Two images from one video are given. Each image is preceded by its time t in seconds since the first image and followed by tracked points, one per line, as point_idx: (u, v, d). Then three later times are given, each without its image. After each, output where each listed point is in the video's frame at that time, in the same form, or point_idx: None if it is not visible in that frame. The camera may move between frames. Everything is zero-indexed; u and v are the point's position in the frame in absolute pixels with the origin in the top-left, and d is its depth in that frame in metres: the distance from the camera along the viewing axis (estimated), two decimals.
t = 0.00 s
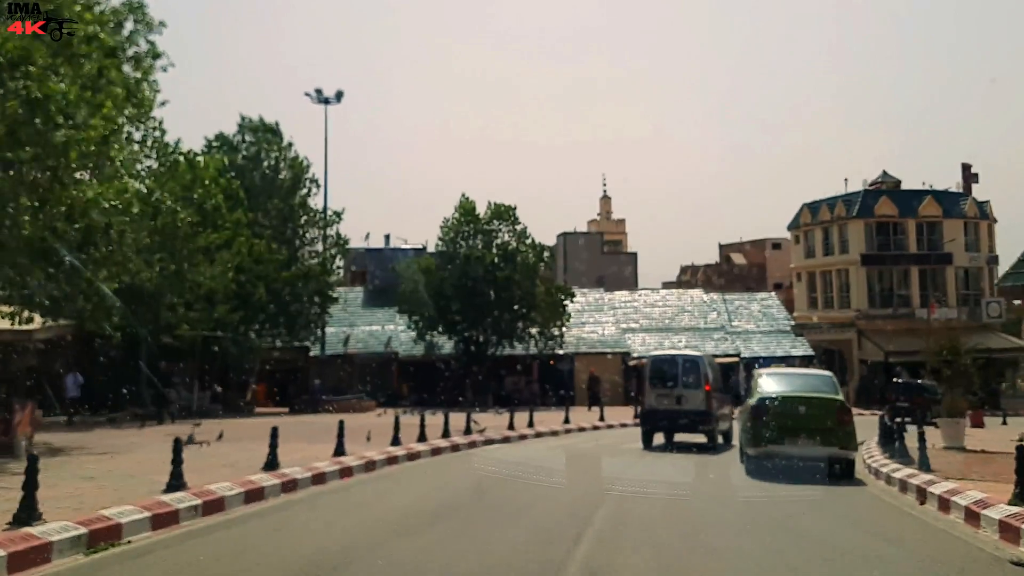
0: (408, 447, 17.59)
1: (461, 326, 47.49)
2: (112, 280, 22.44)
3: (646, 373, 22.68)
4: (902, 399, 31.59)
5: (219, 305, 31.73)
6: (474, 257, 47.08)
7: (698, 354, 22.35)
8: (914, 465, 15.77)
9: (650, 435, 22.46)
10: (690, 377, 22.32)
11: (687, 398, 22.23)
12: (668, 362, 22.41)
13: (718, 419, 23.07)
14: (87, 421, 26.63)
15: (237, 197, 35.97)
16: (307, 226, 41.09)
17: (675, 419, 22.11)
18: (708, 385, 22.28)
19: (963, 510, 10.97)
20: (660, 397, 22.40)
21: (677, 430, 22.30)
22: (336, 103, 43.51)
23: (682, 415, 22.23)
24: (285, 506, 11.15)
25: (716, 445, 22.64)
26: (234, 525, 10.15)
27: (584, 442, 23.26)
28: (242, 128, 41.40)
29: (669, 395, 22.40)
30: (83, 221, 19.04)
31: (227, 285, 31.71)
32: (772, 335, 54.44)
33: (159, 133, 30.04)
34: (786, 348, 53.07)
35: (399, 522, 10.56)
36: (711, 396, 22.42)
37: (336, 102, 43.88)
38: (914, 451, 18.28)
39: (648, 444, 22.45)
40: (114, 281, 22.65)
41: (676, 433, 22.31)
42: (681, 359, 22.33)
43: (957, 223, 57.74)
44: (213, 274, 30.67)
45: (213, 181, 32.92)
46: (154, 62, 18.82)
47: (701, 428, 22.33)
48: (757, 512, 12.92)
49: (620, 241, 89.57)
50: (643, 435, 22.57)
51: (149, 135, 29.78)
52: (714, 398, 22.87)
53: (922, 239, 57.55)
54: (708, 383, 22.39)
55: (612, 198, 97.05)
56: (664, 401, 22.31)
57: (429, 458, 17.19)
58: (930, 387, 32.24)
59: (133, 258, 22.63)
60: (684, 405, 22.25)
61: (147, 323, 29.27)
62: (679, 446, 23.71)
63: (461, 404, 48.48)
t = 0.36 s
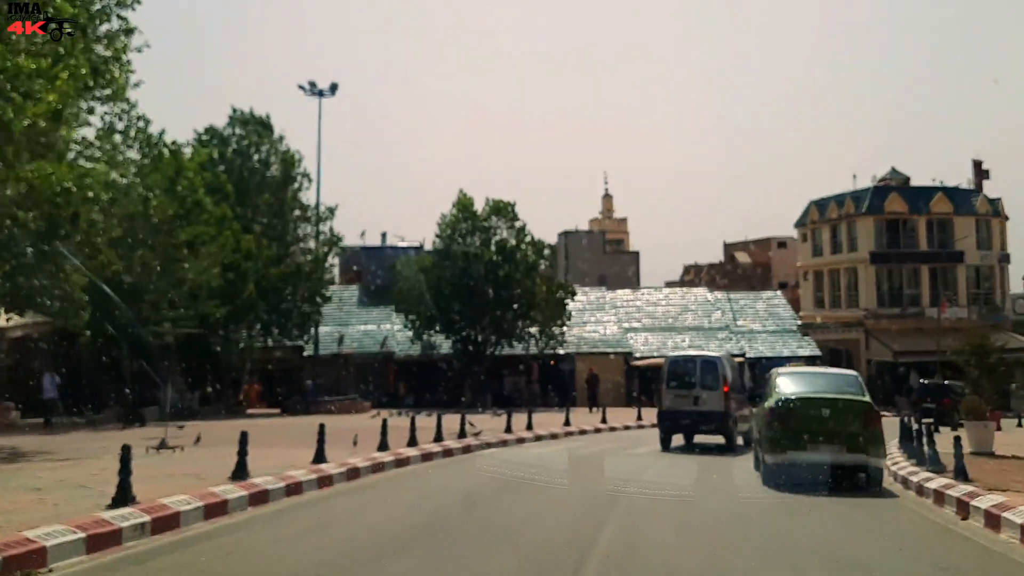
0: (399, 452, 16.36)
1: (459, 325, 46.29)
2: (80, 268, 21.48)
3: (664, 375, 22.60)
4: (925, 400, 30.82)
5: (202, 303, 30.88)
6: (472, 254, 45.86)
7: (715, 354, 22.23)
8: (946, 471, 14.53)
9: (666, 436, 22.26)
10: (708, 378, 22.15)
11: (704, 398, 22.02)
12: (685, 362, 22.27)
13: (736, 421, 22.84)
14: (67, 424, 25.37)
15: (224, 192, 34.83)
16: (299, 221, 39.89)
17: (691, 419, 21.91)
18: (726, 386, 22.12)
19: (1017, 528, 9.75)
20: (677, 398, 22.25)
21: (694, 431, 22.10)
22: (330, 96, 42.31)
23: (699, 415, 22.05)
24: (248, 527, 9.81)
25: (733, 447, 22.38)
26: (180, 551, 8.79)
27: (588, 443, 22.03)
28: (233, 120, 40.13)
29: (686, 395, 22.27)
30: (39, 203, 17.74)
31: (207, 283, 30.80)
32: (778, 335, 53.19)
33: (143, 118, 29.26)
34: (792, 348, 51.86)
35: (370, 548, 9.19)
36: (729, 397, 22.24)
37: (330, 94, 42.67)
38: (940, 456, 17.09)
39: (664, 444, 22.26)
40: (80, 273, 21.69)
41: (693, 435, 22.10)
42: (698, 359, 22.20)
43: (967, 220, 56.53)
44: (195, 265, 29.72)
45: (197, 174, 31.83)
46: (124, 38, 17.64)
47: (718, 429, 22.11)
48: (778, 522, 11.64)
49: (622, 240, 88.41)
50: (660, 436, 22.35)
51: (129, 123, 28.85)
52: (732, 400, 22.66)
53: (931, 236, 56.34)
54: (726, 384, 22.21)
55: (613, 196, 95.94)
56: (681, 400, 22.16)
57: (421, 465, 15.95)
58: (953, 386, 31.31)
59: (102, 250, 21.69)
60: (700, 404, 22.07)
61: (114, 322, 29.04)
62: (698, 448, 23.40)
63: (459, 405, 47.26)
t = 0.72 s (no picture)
0: (386, 456, 15.17)
1: (457, 323, 45.09)
2: (47, 261, 20.39)
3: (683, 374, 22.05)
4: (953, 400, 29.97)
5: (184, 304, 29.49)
6: (470, 250, 44.62)
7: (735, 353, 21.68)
8: (982, 476, 13.32)
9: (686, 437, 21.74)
10: (728, 377, 21.62)
11: (724, 398, 21.47)
12: (704, 361, 21.72)
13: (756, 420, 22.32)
14: (39, 426, 24.15)
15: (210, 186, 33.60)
16: (292, 216, 38.68)
17: (712, 419, 21.37)
18: (747, 385, 21.60)
19: None
20: (697, 397, 21.71)
21: (714, 432, 21.60)
22: (323, 88, 41.09)
23: (719, 415, 21.52)
24: (206, 547, 8.59)
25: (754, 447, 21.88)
26: None
27: (590, 445, 20.84)
28: (223, 111, 38.86)
29: (706, 394, 21.76)
30: None
31: (190, 282, 29.50)
32: (783, 333, 51.98)
33: (125, 107, 28.00)
34: (797, 346, 50.65)
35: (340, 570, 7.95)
36: (749, 396, 21.72)
37: (324, 86, 41.46)
38: (969, 458, 15.88)
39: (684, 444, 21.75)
40: (46, 265, 20.59)
41: (714, 435, 21.58)
42: (718, 357, 21.65)
43: (976, 215, 55.31)
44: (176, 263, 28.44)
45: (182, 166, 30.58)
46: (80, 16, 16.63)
47: (739, 429, 21.57)
48: (802, 534, 10.41)
49: (622, 237, 87.25)
50: (680, 436, 21.84)
51: (112, 112, 27.57)
52: (752, 399, 22.15)
53: (939, 232, 55.12)
54: (747, 383, 21.68)
55: (613, 193, 94.89)
56: (701, 400, 21.62)
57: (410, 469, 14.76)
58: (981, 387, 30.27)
59: (74, 242, 20.86)
60: (721, 404, 21.53)
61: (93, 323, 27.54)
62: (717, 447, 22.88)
63: (457, 405, 46.06)
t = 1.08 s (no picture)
0: (371, 458, 13.96)
1: (454, 320, 43.94)
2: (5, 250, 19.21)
3: (705, 370, 21.32)
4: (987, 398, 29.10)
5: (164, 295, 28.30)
6: (467, 245, 43.45)
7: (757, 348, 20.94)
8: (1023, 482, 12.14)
9: (708, 434, 21.10)
10: (750, 374, 20.86)
11: (746, 396, 20.80)
12: (725, 358, 20.99)
13: (780, 416, 21.56)
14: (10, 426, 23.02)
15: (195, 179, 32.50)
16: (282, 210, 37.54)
17: (732, 418, 20.68)
18: (769, 382, 20.82)
19: None
20: (718, 394, 21.02)
21: (737, 431, 20.93)
22: (316, 77, 39.94)
23: (740, 413, 20.84)
24: (150, 568, 7.37)
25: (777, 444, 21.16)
26: None
27: (591, 445, 19.62)
28: (212, 100, 37.66)
29: (727, 391, 21.05)
30: None
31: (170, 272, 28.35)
32: (788, 330, 50.82)
33: (105, 91, 26.81)
34: (803, 343, 49.47)
35: None
36: (772, 393, 20.92)
37: (316, 76, 40.31)
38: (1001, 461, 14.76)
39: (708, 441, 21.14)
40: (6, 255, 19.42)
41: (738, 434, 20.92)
42: (739, 354, 20.94)
43: (984, 209, 54.17)
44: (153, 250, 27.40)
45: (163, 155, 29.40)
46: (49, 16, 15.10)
47: (761, 427, 20.87)
48: (835, 536, 9.16)
49: (622, 233, 86.13)
50: (702, 433, 21.20)
51: (91, 98, 26.34)
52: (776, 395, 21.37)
53: (947, 226, 53.96)
54: (770, 381, 20.88)
55: (614, 188, 93.82)
56: (722, 397, 20.92)
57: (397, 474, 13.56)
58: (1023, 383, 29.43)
59: (35, 228, 20.79)
60: (743, 402, 20.81)
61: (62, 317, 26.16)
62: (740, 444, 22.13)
63: (454, 404, 44.90)
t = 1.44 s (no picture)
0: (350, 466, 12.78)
1: (451, 318, 42.69)
2: None
3: (728, 370, 20.94)
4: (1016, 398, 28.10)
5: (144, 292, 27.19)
6: (463, 240, 42.16)
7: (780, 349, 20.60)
8: None
9: (732, 435, 20.69)
10: (773, 375, 20.48)
11: (770, 395, 20.38)
12: (749, 358, 20.62)
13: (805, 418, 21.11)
14: None
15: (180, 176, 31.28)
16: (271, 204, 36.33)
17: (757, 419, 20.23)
18: (793, 382, 20.41)
19: None
20: (742, 394, 20.61)
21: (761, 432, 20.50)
22: (308, 67, 38.68)
23: (764, 414, 20.39)
24: None
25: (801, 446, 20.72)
26: None
27: (591, 450, 18.39)
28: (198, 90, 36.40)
29: (751, 392, 20.62)
30: None
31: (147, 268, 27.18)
32: (792, 329, 49.64)
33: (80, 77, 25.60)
34: (808, 342, 48.28)
35: None
36: (797, 393, 20.52)
37: (307, 66, 39.07)
38: None
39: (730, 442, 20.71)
40: None
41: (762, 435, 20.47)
42: (763, 353, 20.58)
43: (993, 205, 52.96)
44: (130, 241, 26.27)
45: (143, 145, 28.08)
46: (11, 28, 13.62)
47: (785, 428, 20.45)
48: (876, 562, 7.92)
49: (622, 231, 84.85)
50: (725, 433, 20.77)
51: (66, 83, 25.16)
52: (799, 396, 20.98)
53: (955, 222, 52.74)
54: (793, 380, 20.49)
55: (613, 185, 92.53)
56: (746, 398, 20.53)
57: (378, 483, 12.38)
58: None
59: None
60: (767, 402, 20.40)
61: (27, 315, 24.89)
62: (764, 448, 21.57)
63: (450, 404, 43.65)
